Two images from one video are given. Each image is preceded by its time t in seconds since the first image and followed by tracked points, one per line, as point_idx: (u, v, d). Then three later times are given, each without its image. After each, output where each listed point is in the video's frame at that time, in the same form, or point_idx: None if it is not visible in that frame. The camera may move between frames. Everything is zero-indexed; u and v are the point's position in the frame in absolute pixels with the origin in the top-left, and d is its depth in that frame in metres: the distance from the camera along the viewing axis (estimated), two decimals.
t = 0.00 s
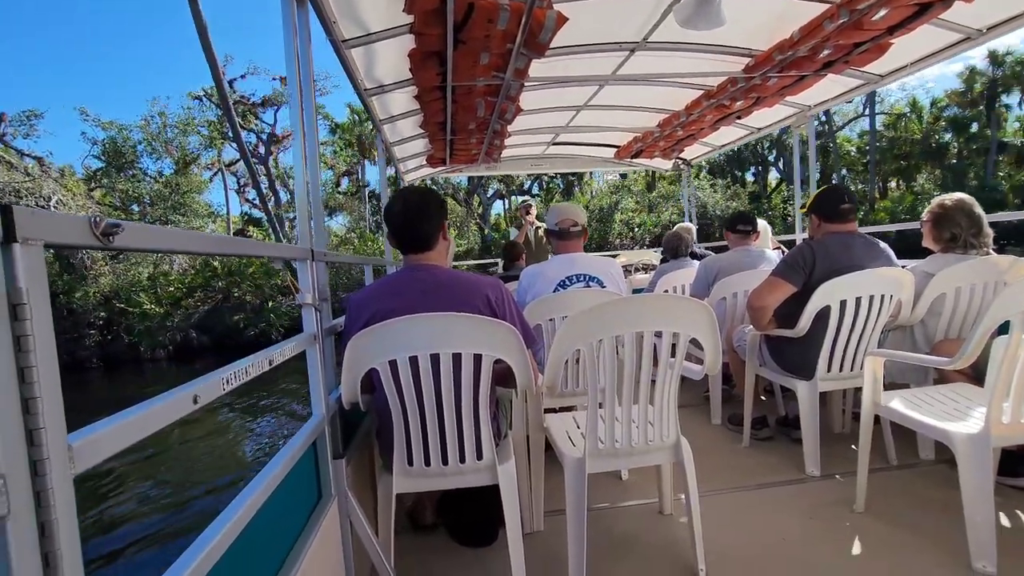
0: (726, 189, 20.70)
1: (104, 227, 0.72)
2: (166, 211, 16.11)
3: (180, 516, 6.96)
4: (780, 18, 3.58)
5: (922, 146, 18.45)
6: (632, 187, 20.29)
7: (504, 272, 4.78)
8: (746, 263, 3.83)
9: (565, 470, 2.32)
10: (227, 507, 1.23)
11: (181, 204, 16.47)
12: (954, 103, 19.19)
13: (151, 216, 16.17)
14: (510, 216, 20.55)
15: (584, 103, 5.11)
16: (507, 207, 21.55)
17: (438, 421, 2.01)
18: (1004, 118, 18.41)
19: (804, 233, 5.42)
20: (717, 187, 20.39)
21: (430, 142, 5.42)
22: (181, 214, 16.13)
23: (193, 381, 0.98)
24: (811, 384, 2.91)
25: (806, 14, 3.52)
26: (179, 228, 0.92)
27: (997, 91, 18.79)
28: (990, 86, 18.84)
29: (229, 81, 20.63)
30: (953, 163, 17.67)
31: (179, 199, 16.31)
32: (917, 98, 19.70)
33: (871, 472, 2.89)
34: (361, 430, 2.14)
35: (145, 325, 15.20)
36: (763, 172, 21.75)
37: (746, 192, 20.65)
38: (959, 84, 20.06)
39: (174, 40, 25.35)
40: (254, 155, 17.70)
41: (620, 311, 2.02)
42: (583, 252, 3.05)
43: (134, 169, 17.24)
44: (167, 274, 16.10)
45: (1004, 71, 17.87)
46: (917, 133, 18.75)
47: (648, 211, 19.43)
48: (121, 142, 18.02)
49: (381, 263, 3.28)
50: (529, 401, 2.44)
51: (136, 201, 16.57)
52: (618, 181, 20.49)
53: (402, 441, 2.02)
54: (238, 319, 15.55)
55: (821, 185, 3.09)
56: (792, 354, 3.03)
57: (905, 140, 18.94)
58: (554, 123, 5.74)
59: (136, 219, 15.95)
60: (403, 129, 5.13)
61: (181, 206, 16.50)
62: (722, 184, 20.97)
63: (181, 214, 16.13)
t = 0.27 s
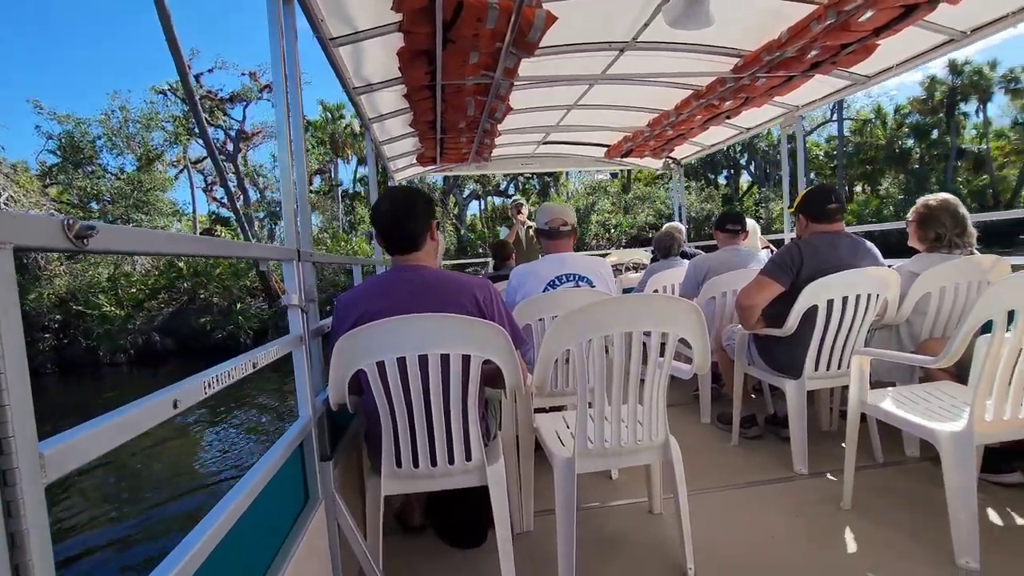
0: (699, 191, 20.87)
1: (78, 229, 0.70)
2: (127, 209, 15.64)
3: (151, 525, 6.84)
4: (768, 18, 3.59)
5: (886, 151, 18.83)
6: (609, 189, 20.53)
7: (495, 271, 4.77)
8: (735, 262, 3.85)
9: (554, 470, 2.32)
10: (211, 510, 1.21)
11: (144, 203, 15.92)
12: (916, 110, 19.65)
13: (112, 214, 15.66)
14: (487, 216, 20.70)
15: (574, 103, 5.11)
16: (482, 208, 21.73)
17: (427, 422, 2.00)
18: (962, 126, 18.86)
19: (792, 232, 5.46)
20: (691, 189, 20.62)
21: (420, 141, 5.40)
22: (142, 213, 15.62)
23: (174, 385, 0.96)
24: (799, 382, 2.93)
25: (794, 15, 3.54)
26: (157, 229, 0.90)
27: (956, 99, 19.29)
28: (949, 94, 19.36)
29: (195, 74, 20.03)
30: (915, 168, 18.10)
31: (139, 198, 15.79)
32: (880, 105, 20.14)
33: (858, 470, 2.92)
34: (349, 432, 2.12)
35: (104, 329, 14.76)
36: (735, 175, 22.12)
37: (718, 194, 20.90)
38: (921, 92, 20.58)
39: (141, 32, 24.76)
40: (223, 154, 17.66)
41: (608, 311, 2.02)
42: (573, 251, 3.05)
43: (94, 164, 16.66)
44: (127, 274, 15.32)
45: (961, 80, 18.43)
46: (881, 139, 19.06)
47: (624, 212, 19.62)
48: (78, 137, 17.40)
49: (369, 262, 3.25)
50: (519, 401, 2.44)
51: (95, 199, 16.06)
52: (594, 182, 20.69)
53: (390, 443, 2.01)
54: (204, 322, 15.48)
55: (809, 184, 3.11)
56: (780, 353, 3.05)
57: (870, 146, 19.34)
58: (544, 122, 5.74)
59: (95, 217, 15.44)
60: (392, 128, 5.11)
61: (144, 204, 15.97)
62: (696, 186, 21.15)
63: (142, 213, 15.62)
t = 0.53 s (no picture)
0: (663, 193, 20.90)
1: (29, 232, 0.67)
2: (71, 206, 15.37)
3: (92, 541, 6.55)
4: (744, 19, 3.62)
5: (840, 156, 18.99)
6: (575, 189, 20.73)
7: (475, 270, 4.74)
8: (713, 260, 3.88)
9: (534, 470, 2.31)
10: (180, 515, 1.18)
11: (87, 199, 15.61)
12: (867, 117, 20.12)
13: (52, 211, 15.23)
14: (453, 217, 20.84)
15: (555, 101, 5.11)
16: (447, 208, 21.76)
17: (405, 423, 1.98)
18: (908, 133, 19.23)
19: (769, 231, 5.54)
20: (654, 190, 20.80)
21: (399, 139, 5.35)
22: (85, 209, 15.40)
23: (136, 391, 0.93)
24: (775, 379, 2.97)
25: (770, 16, 3.58)
26: (115, 228, 0.87)
27: (904, 107, 19.80)
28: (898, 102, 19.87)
29: (144, 66, 19.10)
30: (866, 173, 18.44)
31: (83, 194, 15.54)
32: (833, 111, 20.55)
33: (832, 464, 2.97)
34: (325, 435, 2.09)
35: (43, 333, 13.78)
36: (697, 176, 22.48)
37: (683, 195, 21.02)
38: (871, 99, 21.11)
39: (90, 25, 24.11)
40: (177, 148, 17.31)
41: (587, 311, 2.02)
42: (552, 250, 3.05)
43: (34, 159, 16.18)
44: (70, 274, 14.87)
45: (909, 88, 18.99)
46: (834, 144, 19.31)
47: (590, 213, 19.67)
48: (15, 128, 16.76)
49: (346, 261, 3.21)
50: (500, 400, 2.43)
51: (34, 195, 15.47)
52: (561, 182, 20.64)
53: (367, 446, 1.98)
54: (155, 325, 14.40)
55: (784, 184, 3.15)
56: (757, 351, 3.09)
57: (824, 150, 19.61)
58: (524, 120, 5.73)
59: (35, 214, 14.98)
60: (371, 125, 5.06)
61: (88, 200, 15.62)
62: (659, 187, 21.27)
63: (85, 209, 15.41)
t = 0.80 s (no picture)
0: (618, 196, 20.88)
1: None
2: None
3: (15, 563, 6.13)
4: (711, 25, 3.69)
5: (784, 163, 19.60)
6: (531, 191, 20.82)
7: (444, 271, 4.68)
8: (680, 261, 3.92)
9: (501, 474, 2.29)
10: (123, 531, 1.11)
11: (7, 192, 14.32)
12: (808, 127, 20.79)
13: None
14: (407, 217, 20.91)
15: (526, 102, 5.10)
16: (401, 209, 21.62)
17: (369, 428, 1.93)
18: (845, 143, 20.09)
19: (735, 234, 5.65)
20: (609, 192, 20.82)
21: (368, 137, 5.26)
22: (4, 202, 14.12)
23: (72, 403, 0.87)
24: (740, 380, 3.02)
25: (736, 23, 3.65)
26: (43, 229, 0.81)
27: (842, 119, 20.51)
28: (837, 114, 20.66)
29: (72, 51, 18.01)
30: (808, 180, 19.01)
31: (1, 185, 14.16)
32: (778, 121, 21.12)
33: (795, 462, 3.04)
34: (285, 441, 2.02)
35: None
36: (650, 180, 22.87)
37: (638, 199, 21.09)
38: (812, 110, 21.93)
39: (27, 12, 23.01)
40: (105, 139, 15.99)
41: (555, 313, 2.00)
42: (522, 251, 3.03)
43: None
44: None
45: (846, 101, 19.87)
46: (779, 152, 19.92)
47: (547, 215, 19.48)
48: None
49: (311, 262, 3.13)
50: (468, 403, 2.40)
51: None
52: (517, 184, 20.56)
53: (329, 452, 1.92)
54: (84, 329, 13.11)
55: (749, 188, 3.21)
56: (723, 352, 3.13)
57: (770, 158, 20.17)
58: (495, 120, 5.70)
59: None
60: (338, 122, 4.96)
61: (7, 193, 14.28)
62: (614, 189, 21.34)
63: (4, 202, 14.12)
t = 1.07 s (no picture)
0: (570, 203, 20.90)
1: None
2: None
3: None
4: (676, 42, 3.78)
5: (727, 176, 20.45)
6: (484, 198, 20.84)
7: (410, 276, 4.63)
8: (644, 271, 3.99)
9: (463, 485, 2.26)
10: (58, 554, 1.05)
11: None
12: (749, 142, 21.73)
13: None
14: (358, 219, 20.55)
15: (494, 109, 5.11)
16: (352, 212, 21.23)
17: (327, 440, 1.88)
18: (783, 159, 21.03)
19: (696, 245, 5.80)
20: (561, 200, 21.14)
21: (332, 139, 5.16)
22: None
23: (3, 421, 0.82)
24: (700, 389, 3.09)
25: (700, 41, 3.75)
26: None
27: (780, 135, 21.52)
28: (776, 130, 21.67)
29: None
30: (750, 193, 19.83)
31: None
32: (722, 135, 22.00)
33: (751, 469, 3.12)
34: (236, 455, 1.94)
35: None
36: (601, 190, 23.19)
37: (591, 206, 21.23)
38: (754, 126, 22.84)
39: None
40: (20, 127, 13.70)
41: (518, 323, 2.00)
42: (488, 260, 3.02)
43: None
44: None
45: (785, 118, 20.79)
46: (723, 165, 20.76)
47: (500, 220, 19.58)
48: None
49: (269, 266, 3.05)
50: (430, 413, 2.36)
51: None
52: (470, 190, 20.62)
53: (285, 466, 1.86)
54: None
55: (709, 201, 3.29)
56: (684, 362, 3.19)
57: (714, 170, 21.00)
58: (463, 126, 5.69)
59: None
60: (302, 123, 4.85)
61: None
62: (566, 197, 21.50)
63: None
